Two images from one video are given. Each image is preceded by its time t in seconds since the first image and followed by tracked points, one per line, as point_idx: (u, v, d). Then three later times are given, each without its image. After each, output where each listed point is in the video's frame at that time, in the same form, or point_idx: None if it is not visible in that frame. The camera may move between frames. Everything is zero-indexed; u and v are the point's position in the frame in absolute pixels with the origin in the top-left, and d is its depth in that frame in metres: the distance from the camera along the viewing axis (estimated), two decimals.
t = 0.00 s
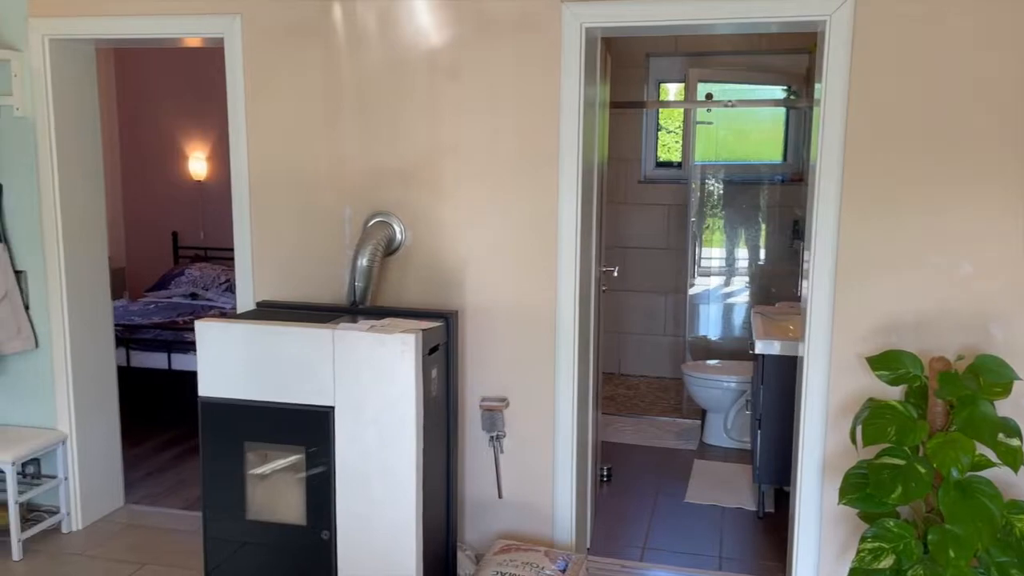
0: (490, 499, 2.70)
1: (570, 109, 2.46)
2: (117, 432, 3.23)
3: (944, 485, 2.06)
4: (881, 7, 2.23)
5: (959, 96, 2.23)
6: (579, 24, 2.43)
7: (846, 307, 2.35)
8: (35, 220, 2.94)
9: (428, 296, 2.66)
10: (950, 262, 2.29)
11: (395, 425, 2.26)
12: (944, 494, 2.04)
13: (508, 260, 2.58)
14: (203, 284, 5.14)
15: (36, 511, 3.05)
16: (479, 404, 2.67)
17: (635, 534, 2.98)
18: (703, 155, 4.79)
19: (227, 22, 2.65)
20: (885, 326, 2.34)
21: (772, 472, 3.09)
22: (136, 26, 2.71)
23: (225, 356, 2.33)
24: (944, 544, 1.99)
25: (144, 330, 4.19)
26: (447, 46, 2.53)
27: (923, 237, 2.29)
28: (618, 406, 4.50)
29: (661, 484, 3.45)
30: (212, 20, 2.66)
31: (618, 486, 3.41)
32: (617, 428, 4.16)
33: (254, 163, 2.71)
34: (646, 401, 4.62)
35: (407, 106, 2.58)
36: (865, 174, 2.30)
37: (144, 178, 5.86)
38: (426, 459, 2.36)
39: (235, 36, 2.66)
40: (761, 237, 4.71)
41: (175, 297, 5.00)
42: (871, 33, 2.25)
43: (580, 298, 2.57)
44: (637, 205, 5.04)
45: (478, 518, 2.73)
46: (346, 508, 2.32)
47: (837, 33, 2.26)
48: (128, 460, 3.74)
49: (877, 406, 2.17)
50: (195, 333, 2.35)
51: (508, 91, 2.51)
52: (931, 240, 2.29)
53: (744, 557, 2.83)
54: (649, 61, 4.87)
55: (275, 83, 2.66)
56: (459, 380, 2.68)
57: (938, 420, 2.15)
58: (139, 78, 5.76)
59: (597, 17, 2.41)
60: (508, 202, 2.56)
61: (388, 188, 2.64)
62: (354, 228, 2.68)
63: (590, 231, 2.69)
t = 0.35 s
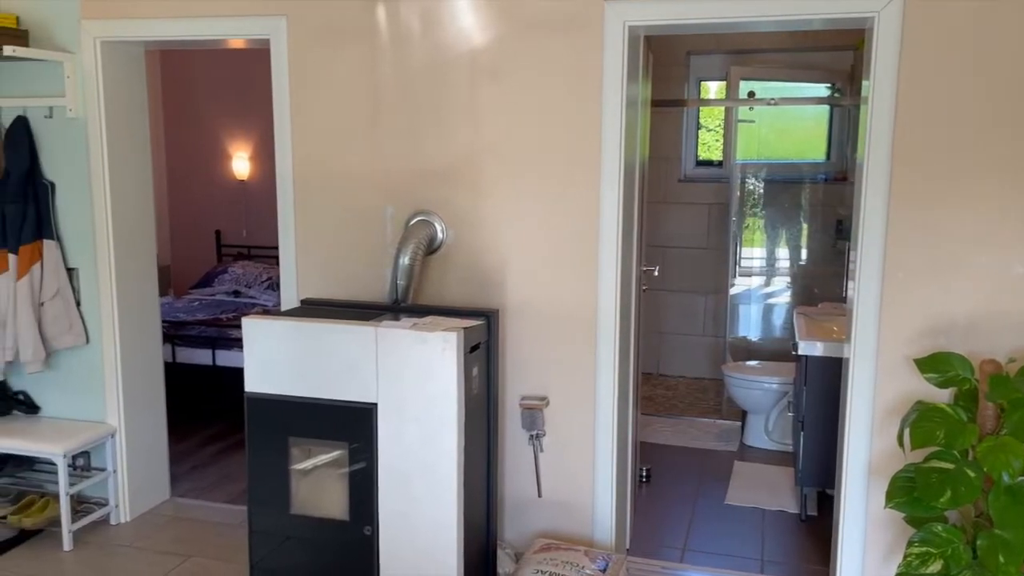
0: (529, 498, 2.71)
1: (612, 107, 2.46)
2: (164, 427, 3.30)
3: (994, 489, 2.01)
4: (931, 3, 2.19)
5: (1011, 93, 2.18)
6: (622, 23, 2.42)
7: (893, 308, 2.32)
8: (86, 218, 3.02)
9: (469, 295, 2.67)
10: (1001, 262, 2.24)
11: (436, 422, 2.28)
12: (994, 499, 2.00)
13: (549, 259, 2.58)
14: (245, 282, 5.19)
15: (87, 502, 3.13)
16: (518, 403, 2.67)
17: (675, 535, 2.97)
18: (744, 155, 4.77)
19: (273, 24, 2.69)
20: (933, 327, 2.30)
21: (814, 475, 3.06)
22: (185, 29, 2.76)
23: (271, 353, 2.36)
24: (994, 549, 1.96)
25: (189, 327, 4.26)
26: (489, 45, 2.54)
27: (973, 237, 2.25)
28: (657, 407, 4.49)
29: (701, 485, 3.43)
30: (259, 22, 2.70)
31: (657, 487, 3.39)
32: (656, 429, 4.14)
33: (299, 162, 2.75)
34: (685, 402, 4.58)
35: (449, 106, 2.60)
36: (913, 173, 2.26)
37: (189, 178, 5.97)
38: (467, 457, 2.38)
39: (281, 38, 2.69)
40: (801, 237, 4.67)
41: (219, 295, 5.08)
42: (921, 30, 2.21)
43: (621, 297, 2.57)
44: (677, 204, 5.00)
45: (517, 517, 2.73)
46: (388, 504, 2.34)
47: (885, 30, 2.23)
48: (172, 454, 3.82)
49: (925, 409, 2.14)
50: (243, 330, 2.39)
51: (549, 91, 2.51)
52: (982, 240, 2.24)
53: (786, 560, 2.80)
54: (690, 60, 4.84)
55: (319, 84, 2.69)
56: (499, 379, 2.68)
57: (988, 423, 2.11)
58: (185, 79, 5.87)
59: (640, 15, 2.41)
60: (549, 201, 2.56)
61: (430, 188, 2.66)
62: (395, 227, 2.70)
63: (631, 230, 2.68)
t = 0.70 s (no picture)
0: (562, 497, 2.70)
1: (649, 105, 2.45)
2: (202, 423, 3.34)
3: None
4: None
5: None
6: (659, 21, 2.41)
7: (935, 309, 2.28)
8: (128, 216, 3.07)
9: (503, 293, 2.68)
10: None
11: (471, 420, 2.29)
12: None
13: (584, 258, 2.58)
14: (281, 280, 5.25)
15: (127, 497, 3.17)
16: (553, 402, 2.67)
17: (709, 536, 2.95)
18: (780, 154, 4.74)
19: (311, 25, 2.72)
20: (977, 328, 2.25)
21: (852, 478, 3.02)
22: (225, 29, 2.80)
23: (309, 350, 2.39)
24: None
25: (227, 325, 4.32)
26: (525, 44, 2.54)
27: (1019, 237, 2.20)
28: (690, 407, 4.46)
29: (735, 487, 3.40)
30: (297, 23, 2.73)
31: (691, 488, 3.37)
32: (690, 430, 4.11)
33: (336, 161, 2.77)
34: (719, 403, 4.55)
35: (485, 105, 2.60)
36: (957, 171, 2.22)
37: (226, 177, 6.05)
38: (501, 455, 2.38)
39: (318, 38, 2.72)
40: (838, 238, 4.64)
41: (255, 293, 5.15)
42: (966, 25, 2.17)
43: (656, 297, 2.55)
44: (712, 203, 4.95)
45: (551, 516, 2.73)
46: (422, 501, 2.35)
47: (929, 26, 2.19)
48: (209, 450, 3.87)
49: (968, 411, 2.09)
50: (281, 328, 2.41)
51: (585, 89, 2.50)
52: None
53: (824, 564, 2.77)
54: (726, 57, 4.79)
55: (356, 84, 2.71)
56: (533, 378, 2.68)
57: None
58: (222, 79, 5.95)
59: (677, 13, 2.39)
60: (584, 200, 2.55)
61: (465, 187, 2.66)
62: (430, 225, 2.72)
63: (667, 228, 2.67)
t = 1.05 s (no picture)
0: (596, 498, 2.69)
1: (686, 104, 2.43)
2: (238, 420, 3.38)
3: None
4: None
5: None
6: (697, 19, 2.39)
7: (979, 311, 2.23)
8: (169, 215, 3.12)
9: (538, 293, 2.67)
10: None
11: (506, 419, 2.29)
12: None
13: (619, 258, 2.57)
14: (316, 279, 5.30)
15: (166, 492, 3.22)
16: (587, 402, 2.66)
17: (745, 539, 2.92)
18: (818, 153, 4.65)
19: (348, 25, 2.74)
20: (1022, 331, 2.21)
21: (891, 482, 2.97)
22: (264, 30, 2.83)
23: (345, 348, 2.41)
24: None
25: (264, 323, 4.38)
26: (561, 43, 2.54)
27: None
28: (725, 409, 4.43)
29: (771, 490, 3.36)
30: (335, 23, 2.75)
31: (726, 491, 3.34)
32: (725, 431, 4.08)
33: (372, 161, 2.79)
34: (754, 404, 4.51)
35: (520, 105, 2.60)
36: (1002, 171, 2.17)
37: (263, 176, 6.13)
38: (536, 455, 2.38)
39: (356, 39, 2.74)
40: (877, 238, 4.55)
41: (291, 291, 5.21)
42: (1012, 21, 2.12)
43: (692, 297, 2.53)
44: (749, 204, 4.92)
45: (584, 517, 2.72)
46: (457, 500, 2.36)
47: (974, 23, 2.15)
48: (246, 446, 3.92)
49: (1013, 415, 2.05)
50: (318, 326, 2.44)
51: (621, 88, 2.49)
52: None
53: (862, 569, 2.73)
54: (762, 56, 4.75)
55: (393, 83, 2.73)
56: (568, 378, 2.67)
57: None
58: (259, 80, 6.02)
59: (715, 11, 2.38)
60: (619, 199, 2.54)
61: (500, 186, 2.67)
62: (465, 225, 2.72)
63: (704, 228, 2.65)
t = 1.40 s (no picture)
0: (624, 499, 2.68)
1: (716, 105, 2.42)
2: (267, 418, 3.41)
3: None
4: None
5: None
6: (728, 20, 2.38)
7: (1016, 315, 2.19)
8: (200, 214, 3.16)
9: (565, 294, 2.66)
10: None
11: (534, 421, 2.28)
12: None
13: (648, 259, 2.55)
14: (344, 279, 5.34)
15: (195, 488, 3.26)
16: (615, 403, 2.64)
17: (773, 543, 2.89)
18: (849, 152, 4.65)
19: (379, 26, 2.75)
20: None
21: (925, 487, 2.92)
22: (295, 32, 2.85)
23: (374, 348, 2.42)
24: None
25: (292, 321, 4.41)
26: (590, 43, 2.53)
27: None
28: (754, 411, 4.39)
29: (801, 493, 3.33)
30: (366, 24, 2.77)
31: (754, 493, 3.31)
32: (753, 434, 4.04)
33: (401, 161, 2.80)
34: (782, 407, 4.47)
35: (548, 105, 2.60)
36: None
37: (292, 176, 6.17)
38: (564, 457, 2.37)
39: (386, 39, 2.75)
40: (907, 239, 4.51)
41: (318, 290, 5.22)
42: None
43: (722, 298, 2.52)
44: (778, 203, 4.82)
45: (612, 518, 2.71)
46: (485, 501, 2.36)
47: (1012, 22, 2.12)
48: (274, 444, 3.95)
49: None
50: (348, 325, 2.45)
51: (651, 89, 2.48)
52: None
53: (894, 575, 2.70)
54: (794, 56, 4.67)
55: (422, 84, 2.74)
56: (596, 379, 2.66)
57: None
58: (288, 81, 6.06)
59: (747, 11, 2.36)
60: (649, 200, 2.53)
61: (527, 187, 2.66)
62: (493, 225, 2.72)
63: (734, 229, 2.63)
